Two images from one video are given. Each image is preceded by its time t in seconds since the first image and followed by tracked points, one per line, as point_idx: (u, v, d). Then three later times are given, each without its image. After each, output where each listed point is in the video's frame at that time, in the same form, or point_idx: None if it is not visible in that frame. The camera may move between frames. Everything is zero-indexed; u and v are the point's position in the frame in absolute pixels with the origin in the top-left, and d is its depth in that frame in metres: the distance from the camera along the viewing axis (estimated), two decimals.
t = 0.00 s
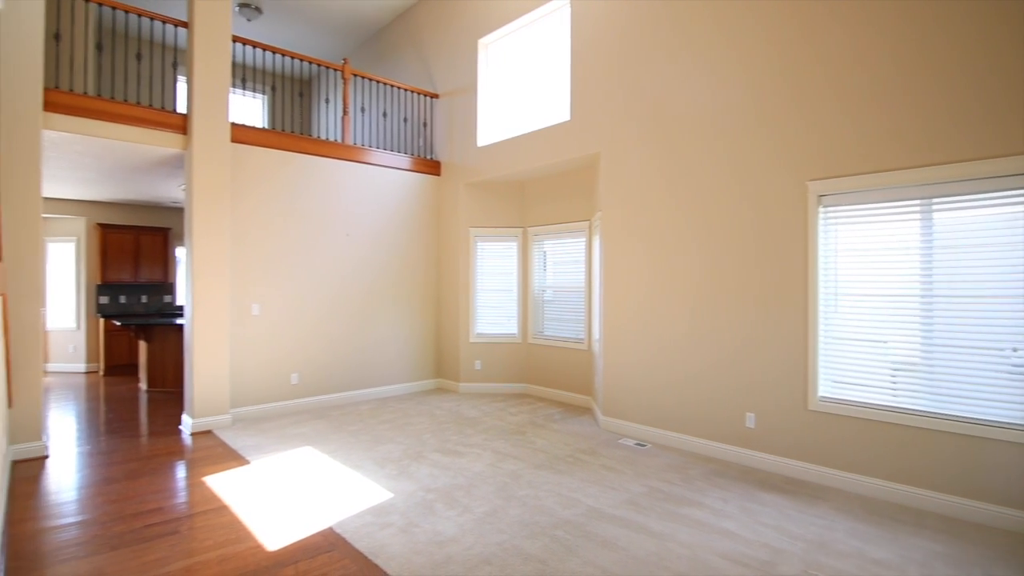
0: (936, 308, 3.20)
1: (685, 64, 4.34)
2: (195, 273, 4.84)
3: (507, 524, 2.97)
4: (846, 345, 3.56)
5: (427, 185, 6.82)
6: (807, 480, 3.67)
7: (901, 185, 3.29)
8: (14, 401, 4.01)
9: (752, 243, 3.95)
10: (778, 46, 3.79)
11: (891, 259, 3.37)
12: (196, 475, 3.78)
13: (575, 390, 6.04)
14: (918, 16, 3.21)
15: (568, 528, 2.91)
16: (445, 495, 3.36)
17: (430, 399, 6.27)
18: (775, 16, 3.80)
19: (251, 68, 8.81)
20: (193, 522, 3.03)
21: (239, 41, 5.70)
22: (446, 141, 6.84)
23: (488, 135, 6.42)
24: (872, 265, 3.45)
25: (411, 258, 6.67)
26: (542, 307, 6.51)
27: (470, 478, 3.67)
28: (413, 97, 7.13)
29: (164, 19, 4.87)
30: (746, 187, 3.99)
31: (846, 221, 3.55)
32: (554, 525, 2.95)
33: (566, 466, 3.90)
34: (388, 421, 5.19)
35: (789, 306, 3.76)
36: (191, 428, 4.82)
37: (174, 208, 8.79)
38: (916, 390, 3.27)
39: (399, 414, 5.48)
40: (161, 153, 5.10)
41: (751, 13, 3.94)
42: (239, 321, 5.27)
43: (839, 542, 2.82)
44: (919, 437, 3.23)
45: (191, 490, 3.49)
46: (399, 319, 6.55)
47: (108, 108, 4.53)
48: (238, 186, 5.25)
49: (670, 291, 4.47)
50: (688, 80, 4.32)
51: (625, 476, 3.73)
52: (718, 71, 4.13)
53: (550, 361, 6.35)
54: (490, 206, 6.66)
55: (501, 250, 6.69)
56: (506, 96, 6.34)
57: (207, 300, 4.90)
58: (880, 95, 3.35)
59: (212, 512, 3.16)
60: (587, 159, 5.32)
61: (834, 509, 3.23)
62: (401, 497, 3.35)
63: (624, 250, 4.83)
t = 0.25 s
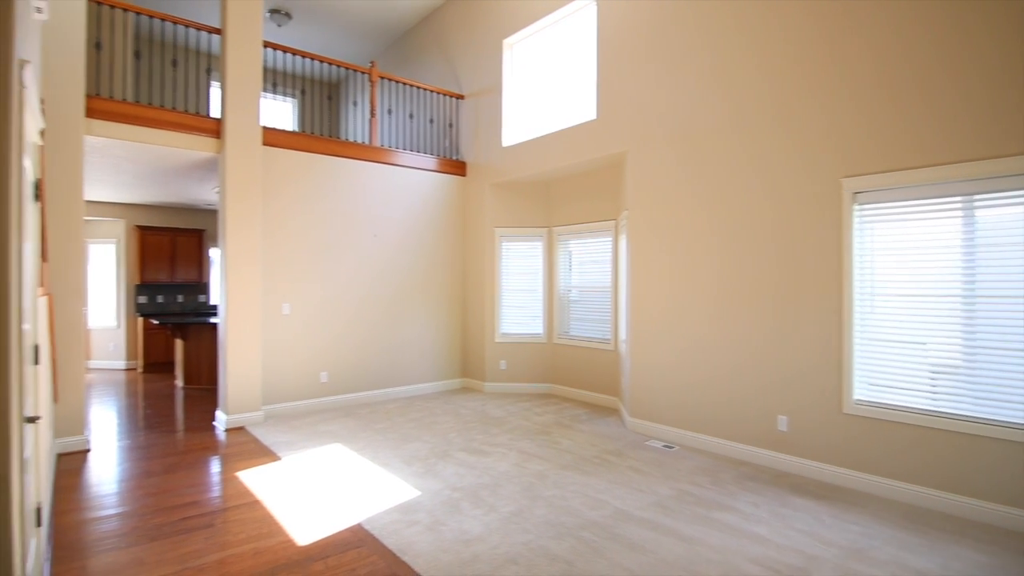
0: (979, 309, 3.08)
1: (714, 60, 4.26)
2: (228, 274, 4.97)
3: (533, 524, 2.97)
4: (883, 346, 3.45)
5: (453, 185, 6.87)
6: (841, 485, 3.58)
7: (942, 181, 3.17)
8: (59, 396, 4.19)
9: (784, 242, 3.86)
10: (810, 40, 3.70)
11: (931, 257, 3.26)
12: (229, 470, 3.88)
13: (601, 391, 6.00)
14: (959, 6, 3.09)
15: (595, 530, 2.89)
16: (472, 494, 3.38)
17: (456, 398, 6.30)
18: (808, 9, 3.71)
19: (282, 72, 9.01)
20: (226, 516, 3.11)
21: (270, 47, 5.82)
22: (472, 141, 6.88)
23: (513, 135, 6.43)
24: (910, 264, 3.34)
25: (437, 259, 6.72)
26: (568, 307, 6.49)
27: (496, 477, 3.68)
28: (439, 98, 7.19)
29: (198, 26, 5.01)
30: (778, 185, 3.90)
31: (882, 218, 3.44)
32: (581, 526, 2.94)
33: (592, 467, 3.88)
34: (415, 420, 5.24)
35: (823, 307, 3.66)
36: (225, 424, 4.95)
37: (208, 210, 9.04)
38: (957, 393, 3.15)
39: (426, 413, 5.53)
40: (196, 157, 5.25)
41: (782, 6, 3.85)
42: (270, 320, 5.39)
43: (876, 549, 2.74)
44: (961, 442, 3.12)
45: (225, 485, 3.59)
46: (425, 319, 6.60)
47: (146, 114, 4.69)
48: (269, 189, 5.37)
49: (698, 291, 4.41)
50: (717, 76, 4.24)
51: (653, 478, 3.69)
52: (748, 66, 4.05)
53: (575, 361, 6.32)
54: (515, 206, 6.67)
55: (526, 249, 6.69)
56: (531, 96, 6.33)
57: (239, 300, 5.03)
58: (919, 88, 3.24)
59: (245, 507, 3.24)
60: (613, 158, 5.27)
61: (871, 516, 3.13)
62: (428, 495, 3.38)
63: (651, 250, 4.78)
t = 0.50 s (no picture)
0: None
1: (748, 56, 4.17)
2: (264, 274, 5.11)
3: (563, 525, 2.96)
4: (926, 348, 3.32)
5: (482, 186, 6.90)
6: (882, 492, 3.45)
7: (991, 175, 3.03)
8: (105, 391, 4.36)
9: (822, 241, 3.75)
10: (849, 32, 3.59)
11: (979, 256, 3.12)
12: (265, 465, 3.98)
13: (631, 392, 5.94)
14: None
15: (625, 532, 2.86)
16: (501, 494, 3.38)
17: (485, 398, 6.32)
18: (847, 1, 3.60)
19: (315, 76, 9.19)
20: (262, 510, 3.19)
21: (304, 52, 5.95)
22: (501, 142, 6.89)
23: (542, 135, 6.42)
24: (957, 263, 3.21)
25: (466, 259, 6.75)
26: (597, 307, 6.44)
27: (525, 477, 3.68)
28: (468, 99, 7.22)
29: (235, 34, 5.16)
30: (815, 182, 3.80)
31: (926, 216, 3.31)
32: (611, 529, 2.91)
33: (622, 469, 3.84)
34: (444, 419, 5.28)
35: (862, 307, 3.55)
36: (261, 420, 5.08)
37: (244, 212, 9.29)
38: (1007, 398, 3.01)
39: (455, 412, 5.56)
40: (234, 161, 5.40)
41: None
42: (304, 319, 5.50)
43: (920, 559, 2.64)
44: (1012, 449, 2.97)
45: (260, 480, 3.68)
46: (455, 319, 6.65)
47: (186, 120, 4.85)
48: (303, 191, 5.49)
49: (732, 292, 4.32)
50: (751, 72, 4.15)
51: (684, 481, 3.63)
52: (784, 61, 3.95)
53: (605, 362, 6.27)
54: (544, 205, 6.65)
55: (555, 249, 6.66)
56: (560, 95, 6.31)
57: (275, 299, 5.15)
58: (966, 80, 3.11)
59: (280, 501, 3.32)
60: (644, 156, 5.21)
61: (915, 524, 3.01)
62: (458, 494, 3.40)
63: (683, 250, 4.71)
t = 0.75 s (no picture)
0: None
1: (778, 51, 4.09)
2: (293, 275, 5.21)
3: (588, 526, 2.94)
4: (967, 350, 3.20)
5: (507, 186, 6.91)
6: (920, 499, 3.34)
7: None
8: (143, 388, 4.51)
9: (855, 239, 3.65)
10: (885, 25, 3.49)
11: None
12: (294, 461, 4.06)
13: (657, 393, 5.87)
14: None
15: (652, 535, 2.83)
16: (526, 494, 3.38)
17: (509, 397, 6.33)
18: None
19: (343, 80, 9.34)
20: (291, 505, 3.26)
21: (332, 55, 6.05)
22: (525, 141, 6.89)
23: (567, 134, 6.39)
24: (1000, 261, 3.08)
25: (491, 258, 6.77)
26: (622, 307, 6.39)
27: (550, 477, 3.67)
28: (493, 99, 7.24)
29: (266, 39, 5.28)
30: (848, 179, 3.69)
31: (967, 212, 3.19)
32: (637, 531, 2.88)
33: (649, 471, 3.80)
34: (469, 418, 5.30)
35: (899, 308, 3.44)
36: (291, 417, 5.18)
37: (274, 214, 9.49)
38: None
39: (480, 412, 5.58)
40: (264, 163, 5.52)
41: None
42: (332, 318, 5.59)
43: (961, 569, 2.54)
44: None
45: (290, 476, 3.75)
46: (479, 318, 6.67)
47: (219, 124, 4.98)
48: (332, 192, 5.58)
49: (761, 292, 4.24)
50: (782, 67, 4.07)
51: (712, 484, 3.57)
52: (816, 55, 3.86)
53: (630, 362, 6.22)
54: (568, 205, 6.63)
55: (580, 249, 6.63)
56: (585, 94, 6.28)
57: (304, 299, 5.25)
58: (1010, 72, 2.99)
59: (309, 497, 3.38)
60: (670, 154, 5.15)
61: (955, 533, 2.91)
62: (483, 493, 3.41)
63: (710, 249, 4.63)
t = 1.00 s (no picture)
0: None
1: (815, 44, 3.97)
2: (325, 275, 5.31)
3: (617, 528, 2.92)
4: (1016, 353, 3.06)
5: (535, 185, 6.90)
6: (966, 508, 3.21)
7: None
8: (182, 384, 4.66)
9: (896, 238, 3.53)
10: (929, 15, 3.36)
11: None
12: (326, 458, 4.14)
13: (688, 395, 5.78)
14: None
15: (683, 538, 2.79)
16: (555, 494, 3.37)
17: (538, 397, 6.32)
18: None
19: (373, 82, 9.48)
20: (324, 501, 3.33)
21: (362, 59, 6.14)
22: (554, 141, 6.87)
23: (595, 133, 6.35)
24: None
25: (519, 258, 6.78)
26: (652, 307, 6.31)
27: (579, 478, 3.65)
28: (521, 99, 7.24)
29: (298, 45, 5.39)
30: (889, 175, 3.57)
31: (1017, 209, 3.05)
32: (668, 534, 2.84)
33: (679, 474, 3.75)
34: (497, 418, 5.32)
35: (943, 309, 3.31)
36: (323, 414, 5.29)
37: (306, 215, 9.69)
38: None
39: (508, 411, 5.59)
40: (297, 166, 5.64)
41: None
42: (362, 318, 5.68)
43: None
44: None
45: (322, 472, 3.83)
46: (508, 318, 6.68)
47: (255, 128, 5.11)
48: (363, 194, 5.68)
49: (796, 292, 4.13)
50: (818, 61, 3.96)
51: (745, 488, 3.50)
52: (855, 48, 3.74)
53: (661, 363, 6.14)
54: (597, 204, 6.58)
55: (609, 248, 6.57)
56: (613, 92, 6.22)
57: (335, 299, 5.35)
58: None
59: (340, 493, 3.44)
60: (701, 152, 5.06)
61: (1005, 544, 2.78)
62: (511, 492, 3.42)
63: (743, 248, 4.54)
